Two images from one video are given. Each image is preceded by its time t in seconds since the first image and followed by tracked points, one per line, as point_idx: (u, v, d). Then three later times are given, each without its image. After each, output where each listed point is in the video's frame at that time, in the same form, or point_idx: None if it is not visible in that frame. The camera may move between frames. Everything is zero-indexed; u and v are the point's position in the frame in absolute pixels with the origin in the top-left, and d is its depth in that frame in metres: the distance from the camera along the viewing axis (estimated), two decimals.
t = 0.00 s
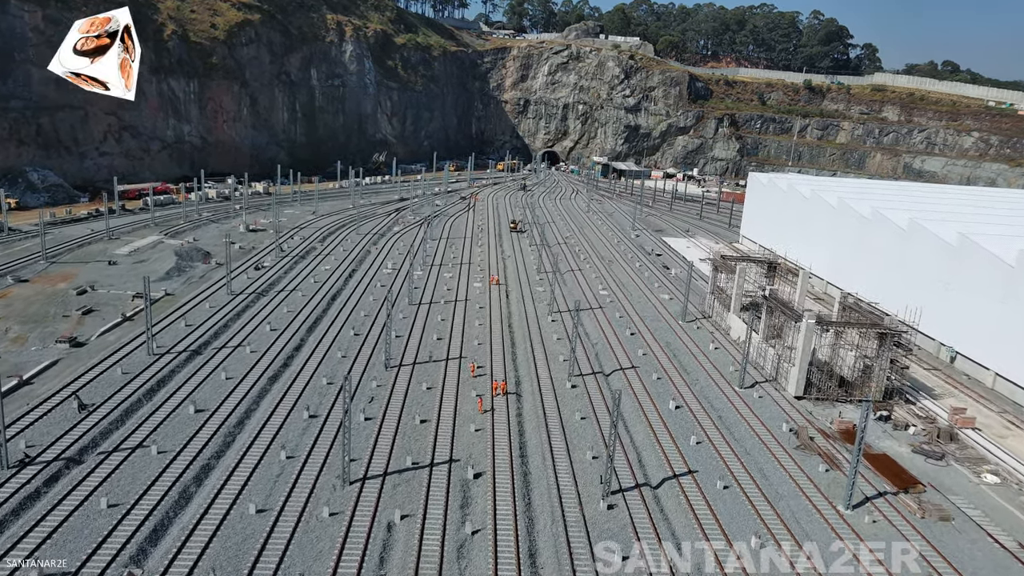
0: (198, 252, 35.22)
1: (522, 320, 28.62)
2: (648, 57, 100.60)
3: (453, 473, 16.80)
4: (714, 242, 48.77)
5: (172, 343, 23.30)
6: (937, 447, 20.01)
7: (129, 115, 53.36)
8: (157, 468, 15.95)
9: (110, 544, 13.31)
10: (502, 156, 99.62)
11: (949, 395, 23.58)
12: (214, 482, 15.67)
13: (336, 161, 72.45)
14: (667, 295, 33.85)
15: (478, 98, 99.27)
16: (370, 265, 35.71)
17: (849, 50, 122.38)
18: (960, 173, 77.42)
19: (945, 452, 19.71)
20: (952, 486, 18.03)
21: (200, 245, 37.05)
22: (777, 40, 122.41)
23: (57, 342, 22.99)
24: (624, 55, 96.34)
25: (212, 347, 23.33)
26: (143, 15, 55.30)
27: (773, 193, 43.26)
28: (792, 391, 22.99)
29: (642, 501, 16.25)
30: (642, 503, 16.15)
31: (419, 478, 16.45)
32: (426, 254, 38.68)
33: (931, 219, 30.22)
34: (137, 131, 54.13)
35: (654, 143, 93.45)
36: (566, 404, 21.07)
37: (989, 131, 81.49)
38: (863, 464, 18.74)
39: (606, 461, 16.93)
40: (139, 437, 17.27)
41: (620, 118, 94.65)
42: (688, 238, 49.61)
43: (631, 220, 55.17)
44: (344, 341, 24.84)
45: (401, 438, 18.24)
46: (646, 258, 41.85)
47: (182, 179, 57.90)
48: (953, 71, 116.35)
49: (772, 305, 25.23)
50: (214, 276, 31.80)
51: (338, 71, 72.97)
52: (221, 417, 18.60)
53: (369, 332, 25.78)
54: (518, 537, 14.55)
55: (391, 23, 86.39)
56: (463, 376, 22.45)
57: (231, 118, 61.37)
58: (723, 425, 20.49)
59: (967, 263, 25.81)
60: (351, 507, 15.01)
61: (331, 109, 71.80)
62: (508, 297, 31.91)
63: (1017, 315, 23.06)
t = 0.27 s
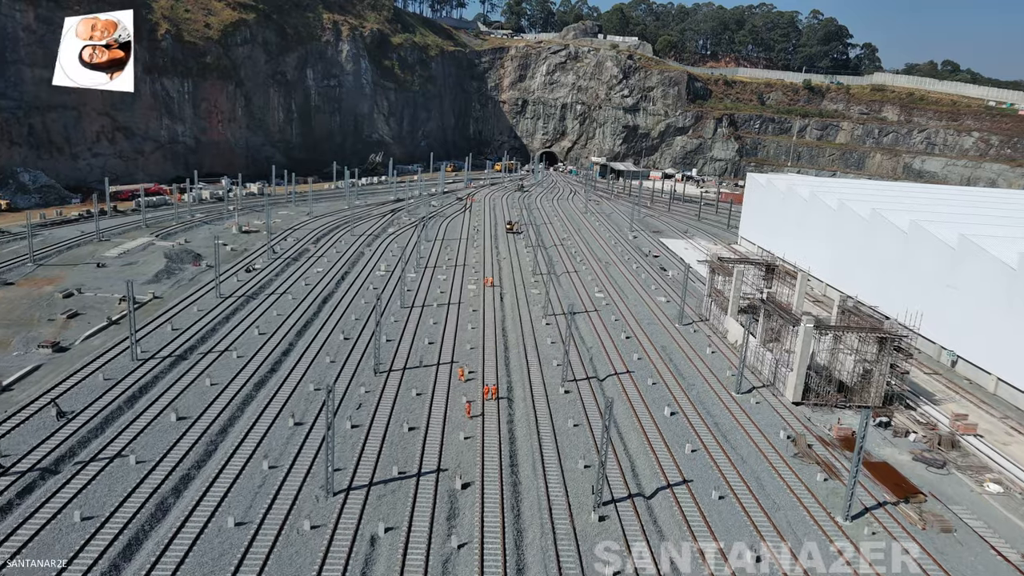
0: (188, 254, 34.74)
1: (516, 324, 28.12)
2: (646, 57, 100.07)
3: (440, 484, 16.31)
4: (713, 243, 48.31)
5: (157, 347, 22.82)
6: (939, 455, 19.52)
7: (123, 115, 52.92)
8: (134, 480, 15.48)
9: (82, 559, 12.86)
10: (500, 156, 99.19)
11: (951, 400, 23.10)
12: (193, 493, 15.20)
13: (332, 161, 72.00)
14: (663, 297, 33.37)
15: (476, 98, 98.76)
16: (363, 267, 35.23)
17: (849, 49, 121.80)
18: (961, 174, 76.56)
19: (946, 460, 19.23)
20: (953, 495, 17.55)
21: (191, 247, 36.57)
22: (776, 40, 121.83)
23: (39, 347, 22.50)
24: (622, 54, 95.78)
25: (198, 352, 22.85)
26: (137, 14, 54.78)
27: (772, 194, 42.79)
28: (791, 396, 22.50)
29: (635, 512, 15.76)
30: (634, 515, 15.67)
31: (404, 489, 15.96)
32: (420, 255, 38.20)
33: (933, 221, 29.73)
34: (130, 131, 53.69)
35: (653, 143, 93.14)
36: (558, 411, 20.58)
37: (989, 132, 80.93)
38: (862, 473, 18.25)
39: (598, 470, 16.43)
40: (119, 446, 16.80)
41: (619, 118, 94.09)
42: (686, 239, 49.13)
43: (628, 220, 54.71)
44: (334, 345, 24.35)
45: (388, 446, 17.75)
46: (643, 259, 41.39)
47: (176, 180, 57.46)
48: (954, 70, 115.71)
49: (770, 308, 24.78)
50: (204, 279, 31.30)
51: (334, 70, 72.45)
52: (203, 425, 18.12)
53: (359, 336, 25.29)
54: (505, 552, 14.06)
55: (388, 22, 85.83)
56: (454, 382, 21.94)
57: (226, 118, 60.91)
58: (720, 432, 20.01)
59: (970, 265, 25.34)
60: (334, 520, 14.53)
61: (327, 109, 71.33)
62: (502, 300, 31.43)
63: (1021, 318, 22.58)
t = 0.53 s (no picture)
0: (178, 256, 34.27)
1: (510, 327, 27.63)
2: (645, 57, 99.64)
3: (427, 495, 15.81)
4: (711, 245, 47.84)
5: (141, 353, 22.35)
6: (940, 463, 19.04)
7: (116, 115, 52.46)
8: (110, 491, 15.02)
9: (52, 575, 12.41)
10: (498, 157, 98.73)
11: (952, 406, 22.65)
12: (170, 506, 14.72)
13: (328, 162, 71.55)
14: (660, 299, 32.92)
15: (473, 98, 98.26)
16: (356, 269, 34.75)
17: (848, 49, 121.32)
18: (961, 174, 76.20)
19: (948, 469, 18.75)
20: (955, 506, 17.07)
21: (181, 249, 36.08)
22: (775, 40, 121.34)
23: (20, 352, 22.02)
24: (621, 54, 95.31)
25: (184, 357, 22.37)
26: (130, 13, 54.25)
27: (771, 195, 42.32)
28: (788, 403, 22.02)
29: (627, 525, 15.27)
30: (626, 527, 15.19)
31: (390, 500, 15.46)
32: (414, 257, 37.72)
33: (933, 222, 29.29)
34: (123, 132, 53.25)
35: (651, 143, 92.58)
36: (551, 418, 20.09)
37: (990, 132, 80.50)
38: (862, 482, 17.76)
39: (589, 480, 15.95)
40: (96, 455, 16.33)
41: (617, 118, 93.38)
42: (683, 240, 48.70)
43: (626, 221, 54.25)
44: (323, 349, 23.87)
45: (375, 455, 17.26)
46: (640, 261, 40.95)
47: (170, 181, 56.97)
48: (954, 70, 115.26)
49: (767, 312, 24.30)
50: (193, 282, 30.83)
51: (330, 70, 71.96)
52: (185, 433, 17.65)
53: (349, 340, 24.82)
54: (491, 566, 13.59)
55: (385, 22, 85.32)
56: (444, 388, 21.44)
57: (221, 118, 60.44)
58: (716, 440, 19.52)
59: (972, 268, 24.89)
60: (315, 534, 14.03)
61: (323, 109, 70.86)
62: (496, 303, 30.95)
63: None
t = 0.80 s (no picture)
0: (168, 258, 33.78)
1: (503, 331, 27.11)
2: (644, 56, 99.21)
3: (412, 506, 15.31)
4: (709, 246, 47.32)
5: (124, 358, 21.85)
6: (942, 472, 18.55)
7: (108, 115, 51.98)
8: (84, 504, 14.52)
9: None
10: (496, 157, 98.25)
11: (953, 412, 22.17)
12: (145, 519, 14.21)
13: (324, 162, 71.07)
14: (656, 302, 32.42)
15: (471, 98, 97.73)
16: (348, 272, 34.25)
17: (848, 49, 120.88)
18: (962, 174, 75.77)
19: (950, 478, 18.26)
20: (958, 517, 16.57)
21: (171, 251, 35.55)
22: (774, 40, 120.86)
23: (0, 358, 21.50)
24: (619, 54, 94.84)
25: (169, 363, 21.88)
26: (123, 13, 53.72)
27: (769, 196, 41.79)
28: (786, 408, 21.52)
29: (619, 538, 14.77)
30: (618, 540, 14.68)
31: (374, 512, 14.95)
32: (408, 259, 37.22)
33: (934, 223, 28.82)
34: (116, 132, 52.74)
35: (650, 144, 92.15)
36: (543, 425, 19.58)
37: (990, 132, 80.06)
38: (861, 492, 17.27)
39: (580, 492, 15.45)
40: (71, 466, 15.81)
41: (616, 118, 92.83)
42: (681, 241, 48.24)
43: (624, 222, 53.78)
44: (311, 354, 23.36)
45: (360, 464, 16.76)
46: (637, 263, 40.46)
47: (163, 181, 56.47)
48: (954, 70, 114.85)
49: (765, 316, 23.79)
50: (181, 285, 30.32)
51: (327, 70, 71.44)
52: (164, 442, 17.14)
53: (338, 345, 24.30)
54: None
55: (382, 21, 84.81)
56: (434, 395, 20.93)
57: (215, 119, 59.97)
58: (712, 448, 19.02)
59: (973, 271, 24.40)
60: (295, 549, 13.53)
61: (319, 109, 70.37)
62: (490, 305, 30.44)
63: None
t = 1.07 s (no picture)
0: (157, 260, 33.29)
1: (496, 335, 26.59)
2: (642, 56, 98.76)
3: (397, 520, 14.79)
4: (707, 247, 46.83)
5: (107, 363, 21.33)
6: (945, 481, 18.03)
7: (101, 115, 51.44)
8: (55, 517, 14.00)
9: None
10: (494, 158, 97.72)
11: (956, 419, 21.66)
12: (118, 533, 13.69)
13: (320, 163, 70.54)
14: (653, 305, 31.90)
15: (469, 98, 97.19)
16: (340, 274, 33.72)
17: (847, 49, 120.40)
18: (962, 175, 75.32)
19: (952, 488, 17.74)
20: (962, 529, 16.04)
21: (161, 253, 35.02)
22: (774, 39, 120.31)
23: None
24: (618, 54, 94.35)
25: (152, 368, 21.38)
26: (115, 12, 53.18)
27: (768, 197, 41.28)
28: (785, 415, 21.01)
29: (610, 552, 14.27)
30: (609, 555, 14.17)
31: (357, 526, 14.43)
32: (402, 262, 36.71)
33: (936, 225, 28.30)
34: (109, 132, 52.21)
35: (649, 144, 91.68)
36: (534, 433, 19.07)
37: (990, 131, 79.60)
38: (861, 503, 16.76)
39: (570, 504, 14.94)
40: (45, 477, 15.30)
41: (614, 118, 92.49)
42: (679, 242, 47.74)
43: (621, 223, 53.29)
44: (299, 359, 22.84)
45: (345, 474, 16.28)
46: (635, 264, 39.96)
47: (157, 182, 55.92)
48: (954, 70, 114.43)
49: (763, 320, 23.30)
50: (170, 287, 29.80)
51: (323, 70, 70.90)
52: (143, 452, 16.62)
53: (326, 350, 23.77)
54: None
55: (378, 21, 84.27)
56: (423, 402, 20.40)
57: (209, 119, 59.46)
58: (708, 457, 18.50)
59: (975, 274, 23.90)
60: (273, 566, 13.01)
61: (314, 109, 69.84)
62: (484, 308, 29.94)
63: None
